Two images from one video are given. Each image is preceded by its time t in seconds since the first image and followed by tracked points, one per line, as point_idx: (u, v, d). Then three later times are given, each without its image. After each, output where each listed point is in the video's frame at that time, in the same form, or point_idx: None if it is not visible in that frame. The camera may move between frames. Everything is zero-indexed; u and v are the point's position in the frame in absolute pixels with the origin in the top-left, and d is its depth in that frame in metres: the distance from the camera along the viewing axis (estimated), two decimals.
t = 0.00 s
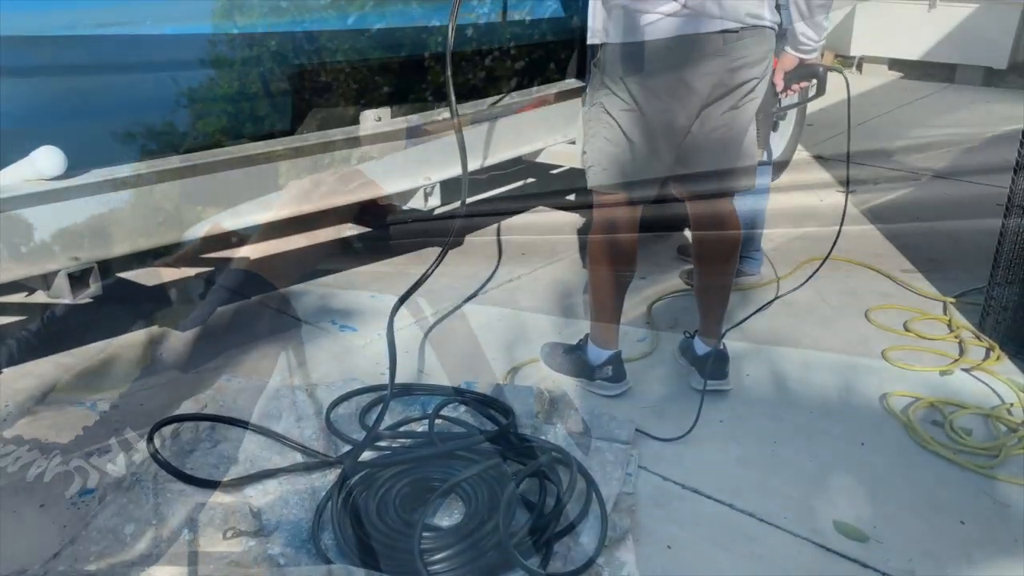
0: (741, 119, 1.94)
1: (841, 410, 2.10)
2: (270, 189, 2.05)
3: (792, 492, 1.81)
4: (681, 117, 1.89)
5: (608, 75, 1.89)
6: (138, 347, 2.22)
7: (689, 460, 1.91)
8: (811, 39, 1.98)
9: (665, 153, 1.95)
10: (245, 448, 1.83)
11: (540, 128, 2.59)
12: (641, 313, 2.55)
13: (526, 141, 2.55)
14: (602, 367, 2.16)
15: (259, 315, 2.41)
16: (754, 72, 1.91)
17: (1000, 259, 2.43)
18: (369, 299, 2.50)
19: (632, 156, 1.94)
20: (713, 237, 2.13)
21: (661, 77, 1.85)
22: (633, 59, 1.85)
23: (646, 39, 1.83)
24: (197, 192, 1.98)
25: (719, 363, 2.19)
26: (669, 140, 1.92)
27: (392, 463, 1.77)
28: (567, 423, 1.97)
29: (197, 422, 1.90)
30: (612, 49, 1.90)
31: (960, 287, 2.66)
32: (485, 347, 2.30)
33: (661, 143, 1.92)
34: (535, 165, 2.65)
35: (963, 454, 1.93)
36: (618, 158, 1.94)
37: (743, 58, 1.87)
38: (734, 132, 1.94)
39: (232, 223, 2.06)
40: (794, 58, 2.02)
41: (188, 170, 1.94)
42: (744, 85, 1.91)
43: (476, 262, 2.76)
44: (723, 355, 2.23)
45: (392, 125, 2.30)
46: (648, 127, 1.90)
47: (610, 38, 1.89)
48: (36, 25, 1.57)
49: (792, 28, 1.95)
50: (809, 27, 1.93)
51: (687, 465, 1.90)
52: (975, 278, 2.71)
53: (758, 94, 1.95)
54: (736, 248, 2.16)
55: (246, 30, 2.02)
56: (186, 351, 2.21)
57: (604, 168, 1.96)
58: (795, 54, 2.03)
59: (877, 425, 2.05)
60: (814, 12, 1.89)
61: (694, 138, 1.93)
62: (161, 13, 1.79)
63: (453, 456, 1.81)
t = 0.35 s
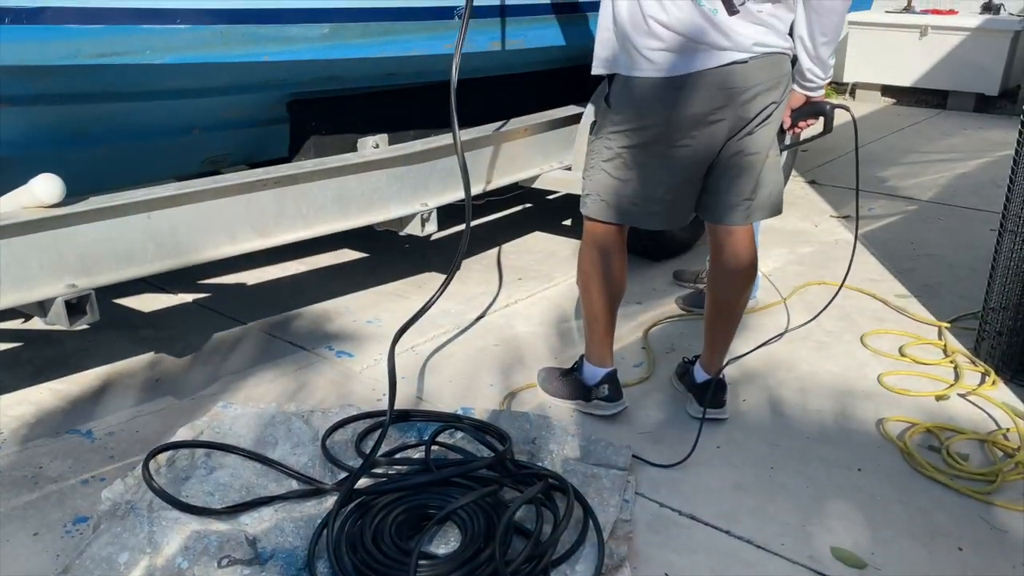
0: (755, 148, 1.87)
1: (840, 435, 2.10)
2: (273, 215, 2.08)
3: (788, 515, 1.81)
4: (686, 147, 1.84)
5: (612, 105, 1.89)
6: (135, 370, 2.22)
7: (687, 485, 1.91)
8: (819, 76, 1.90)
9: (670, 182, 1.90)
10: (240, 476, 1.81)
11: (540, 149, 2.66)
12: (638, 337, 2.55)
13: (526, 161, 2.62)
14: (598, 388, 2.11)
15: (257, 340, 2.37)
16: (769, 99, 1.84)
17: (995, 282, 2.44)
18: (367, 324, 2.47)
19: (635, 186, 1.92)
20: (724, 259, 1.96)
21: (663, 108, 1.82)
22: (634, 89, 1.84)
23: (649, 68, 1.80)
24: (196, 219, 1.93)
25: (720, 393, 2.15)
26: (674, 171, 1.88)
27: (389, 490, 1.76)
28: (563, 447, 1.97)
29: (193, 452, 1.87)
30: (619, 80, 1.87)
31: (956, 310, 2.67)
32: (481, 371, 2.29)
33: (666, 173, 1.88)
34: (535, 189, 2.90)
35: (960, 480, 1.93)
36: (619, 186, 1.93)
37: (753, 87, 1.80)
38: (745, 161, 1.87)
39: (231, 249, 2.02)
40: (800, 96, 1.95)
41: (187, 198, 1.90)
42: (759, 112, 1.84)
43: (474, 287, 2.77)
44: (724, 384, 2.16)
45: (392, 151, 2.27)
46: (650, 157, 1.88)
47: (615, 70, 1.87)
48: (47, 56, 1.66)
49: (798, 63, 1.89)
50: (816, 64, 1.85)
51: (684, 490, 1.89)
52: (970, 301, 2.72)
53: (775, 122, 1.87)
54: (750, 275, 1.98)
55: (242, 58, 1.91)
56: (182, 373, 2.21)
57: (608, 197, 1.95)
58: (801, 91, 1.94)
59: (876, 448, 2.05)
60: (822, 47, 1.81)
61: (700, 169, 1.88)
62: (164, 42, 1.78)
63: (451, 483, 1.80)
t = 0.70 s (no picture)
0: (756, 184, 1.90)
1: (839, 469, 2.09)
2: (272, 248, 2.08)
3: (788, 550, 1.80)
4: (690, 186, 1.86)
5: (615, 145, 1.91)
6: (132, 405, 2.21)
7: (687, 521, 1.90)
8: (824, 117, 2.08)
9: (672, 219, 1.91)
10: (235, 512, 1.79)
11: (537, 183, 2.68)
12: (635, 370, 2.55)
13: (524, 195, 2.64)
14: (598, 426, 2.10)
15: (253, 375, 2.36)
16: (770, 136, 1.87)
17: (991, 314, 2.45)
18: (364, 358, 2.47)
19: (638, 224, 1.92)
20: (726, 292, 2.00)
21: (666, 148, 1.83)
22: (636, 129, 1.86)
23: (648, 99, 1.82)
24: (195, 253, 1.94)
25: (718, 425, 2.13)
26: (677, 209, 1.89)
27: (385, 526, 1.74)
28: (561, 481, 1.96)
29: (188, 487, 1.85)
30: (620, 112, 1.90)
31: (953, 342, 2.68)
32: (479, 405, 2.29)
33: (669, 210, 1.90)
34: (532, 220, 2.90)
35: (960, 514, 1.92)
36: (622, 223, 1.94)
37: (755, 126, 1.84)
38: (747, 197, 1.91)
39: (229, 282, 2.02)
40: (808, 139, 2.13)
41: (187, 232, 1.90)
42: (761, 150, 1.87)
43: (471, 319, 2.77)
44: (724, 419, 2.15)
45: (389, 185, 2.28)
46: (653, 195, 1.89)
47: (615, 100, 1.90)
48: (47, 94, 1.67)
49: (804, 102, 2.08)
50: (820, 103, 2.04)
51: (684, 526, 1.88)
52: (967, 333, 2.72)
53: (777, 159, 1.91)
54: (752, 308, 2.02)
55: (242, 94, 1.93)
56: (179, 408, 2.20)
57: (611, 236, 1.95)
58: (808, 133, 2.13)
59: (875, 482, 2.04)
60: (825, 87, 2.03)
61: (703, 206, 1.90)
62: (165, 79, 1.80)
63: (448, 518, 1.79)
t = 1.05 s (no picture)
0: (754, 218, 1.92)
1: (838, 503, 2.08)
2: (270, 281, 2.09)
3: None
4: (688, 220, 1.88)
5: (611, 180, 1.91)
6: (128, 439, 2.20)
7: (686, 556, 1.88)
8: (815, 154, 2.12)
9: (670, 253, 1.92)
10: (230, 548, 1.78)
11: (534, 216, 2.70)
12: (634, 403, 2.54)
13: (521, 228, 2.66)
14: (595, 459, 2.09)
15: (250, 408, 2.36)
16: (767, 172, 1.90)
17: (987, 345, 2.46)
18: (362, 391, 2.46)
19: (635, 258, 1.93)
20: (725, 323, 2.01)
21: (663, 183, 1.85)
22: (633, 164, 1.87)
23: (645, 134, 1.83)
24: (194, 286, 1.94)
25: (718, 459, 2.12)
26: (677, 243, 1.91)
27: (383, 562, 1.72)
28: (560, 516, 1.95)
29: (183, 523, 1.84)
30: (616, 146, 1.90)
31: (951, 374, 2.68)
32: (476, 438, 2.28)
33: (668, 245, 1.91)
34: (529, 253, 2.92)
35: (961, 549, 1.91)
36: (620, 256, 1.94)
37: (752, 161, 1.86)
38: (745, 231, 1.93)
39: (226, 316, 2.02)
40: (800, 175, 2.17)
41: (186, 266, 1.91)
42: (759, 185, 1.90)
43: (469, 352, 2.78)
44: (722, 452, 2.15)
45: (388, 218, 2.29)
46: (651, 229, 1.90)
47: (610, 135, 1.90)
48: (47, 131, 1.67)
49: (796, 139, 2.11)
50: (812, 140, 2.08)
51: (683, 561, 1.86)
52: (964, 365, 2.73)
53: (774, 194, 1.93)
54: (750, 340, 2.02)
55: (242, 130, 1.95)
56: (175, 442, 2.19)
57: (608, 269, 1.96)
58: (799, 168, 2.16)
59: (875, 516, 2.03)
60: (817, 125, 2.06)
61: (700, 240, 1.92)
62: (165, 116, 1.81)
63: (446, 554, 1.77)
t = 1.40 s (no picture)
0: (751, 255, 1.93)
1: (838, 541, 2.06)
2: (267, 317, 2.09)
3: None
4: (685, 256, 1.89)
5: (608, 217, 1.92)
6: (123, 477, 2.19)
7: None
8: (810, 190, 2.12)
9: (669, 289, 1.93)
10: None
11: (530, 251, 2.71)
12: (631, 439, 2.53)
13: (516, 263, 2.66)
14: (594, 496, 2.07)
15: (246, 446, 2.35)
16: (764, 209, 1.91)
17: (984, 379, 2.46)
18: (358, 428, 2.45)
19: (632, 294, 1.94)
20: (723, 358, 2.01)
21: (660, 220, 1.86)
22: (629, 201, 1.88)
23: (643, 172, 1.84)
24: (191, 323, 1.94)
25: (716, 497, 2.11)
26: (675, 279, 1.91)
27: None
28: (557, 554, 1.93)
29: (177, 562, 1.80)
30: (613, 184, 1.91)
31: (949, 409, 2.67)
32: (473, 476, 2.27)
33: (667, 281, 1.92)
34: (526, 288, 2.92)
35: None
36: (619, 293, 1.95)
37: (749, 199, 1.87)
38: (743, 268, 1.94)
39: (222, 353, 2.01)
40: (794, 211, 2.19)
41: (183, 302, 1.91)
42: (755, 222, 1.91)
43: (466, 388, 2.77)
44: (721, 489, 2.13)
45: (385, 254, 2.30)
46: (650, 266, 1.91)
47: (608, 173, 1.91)
48: (47, 170, 1.68)
49: (790, 175, 2.11)
50: (807, 177, 2.09)
51: None
52: (962, 400, 2.72)
53: (770, 230, 1.95)
54: (749, 375, 2.02)
55: (240, 168, 1.96)
56: (170, 480, 2.18)
57: (605, 305, 1.96)
58: (794, 204, 2.17)
59: (876, 553, 2.01)
60: (812, 162, 2.08)
61: (698, 276, 1.93)
62: (164, 154, 1.82)
63: None
